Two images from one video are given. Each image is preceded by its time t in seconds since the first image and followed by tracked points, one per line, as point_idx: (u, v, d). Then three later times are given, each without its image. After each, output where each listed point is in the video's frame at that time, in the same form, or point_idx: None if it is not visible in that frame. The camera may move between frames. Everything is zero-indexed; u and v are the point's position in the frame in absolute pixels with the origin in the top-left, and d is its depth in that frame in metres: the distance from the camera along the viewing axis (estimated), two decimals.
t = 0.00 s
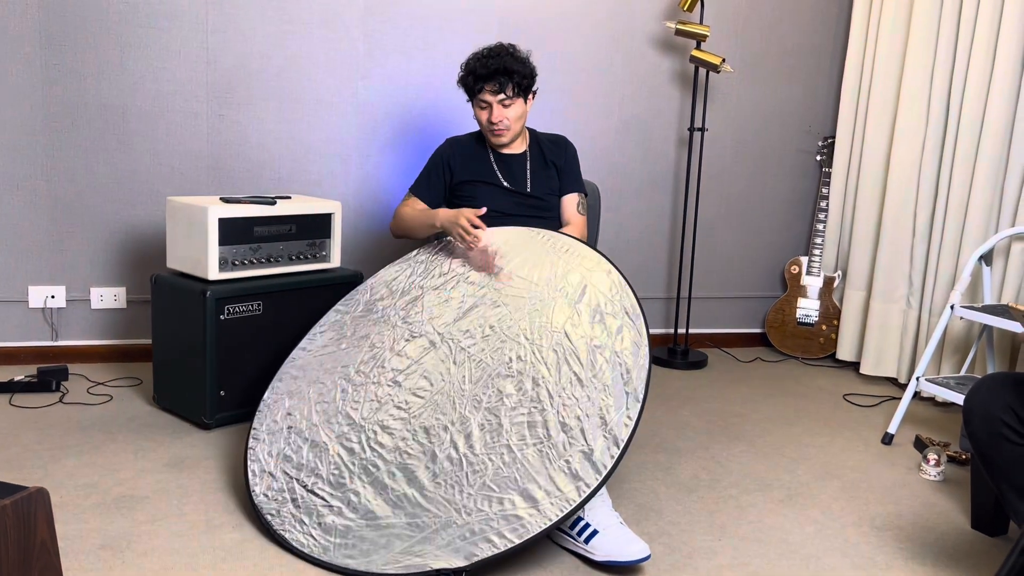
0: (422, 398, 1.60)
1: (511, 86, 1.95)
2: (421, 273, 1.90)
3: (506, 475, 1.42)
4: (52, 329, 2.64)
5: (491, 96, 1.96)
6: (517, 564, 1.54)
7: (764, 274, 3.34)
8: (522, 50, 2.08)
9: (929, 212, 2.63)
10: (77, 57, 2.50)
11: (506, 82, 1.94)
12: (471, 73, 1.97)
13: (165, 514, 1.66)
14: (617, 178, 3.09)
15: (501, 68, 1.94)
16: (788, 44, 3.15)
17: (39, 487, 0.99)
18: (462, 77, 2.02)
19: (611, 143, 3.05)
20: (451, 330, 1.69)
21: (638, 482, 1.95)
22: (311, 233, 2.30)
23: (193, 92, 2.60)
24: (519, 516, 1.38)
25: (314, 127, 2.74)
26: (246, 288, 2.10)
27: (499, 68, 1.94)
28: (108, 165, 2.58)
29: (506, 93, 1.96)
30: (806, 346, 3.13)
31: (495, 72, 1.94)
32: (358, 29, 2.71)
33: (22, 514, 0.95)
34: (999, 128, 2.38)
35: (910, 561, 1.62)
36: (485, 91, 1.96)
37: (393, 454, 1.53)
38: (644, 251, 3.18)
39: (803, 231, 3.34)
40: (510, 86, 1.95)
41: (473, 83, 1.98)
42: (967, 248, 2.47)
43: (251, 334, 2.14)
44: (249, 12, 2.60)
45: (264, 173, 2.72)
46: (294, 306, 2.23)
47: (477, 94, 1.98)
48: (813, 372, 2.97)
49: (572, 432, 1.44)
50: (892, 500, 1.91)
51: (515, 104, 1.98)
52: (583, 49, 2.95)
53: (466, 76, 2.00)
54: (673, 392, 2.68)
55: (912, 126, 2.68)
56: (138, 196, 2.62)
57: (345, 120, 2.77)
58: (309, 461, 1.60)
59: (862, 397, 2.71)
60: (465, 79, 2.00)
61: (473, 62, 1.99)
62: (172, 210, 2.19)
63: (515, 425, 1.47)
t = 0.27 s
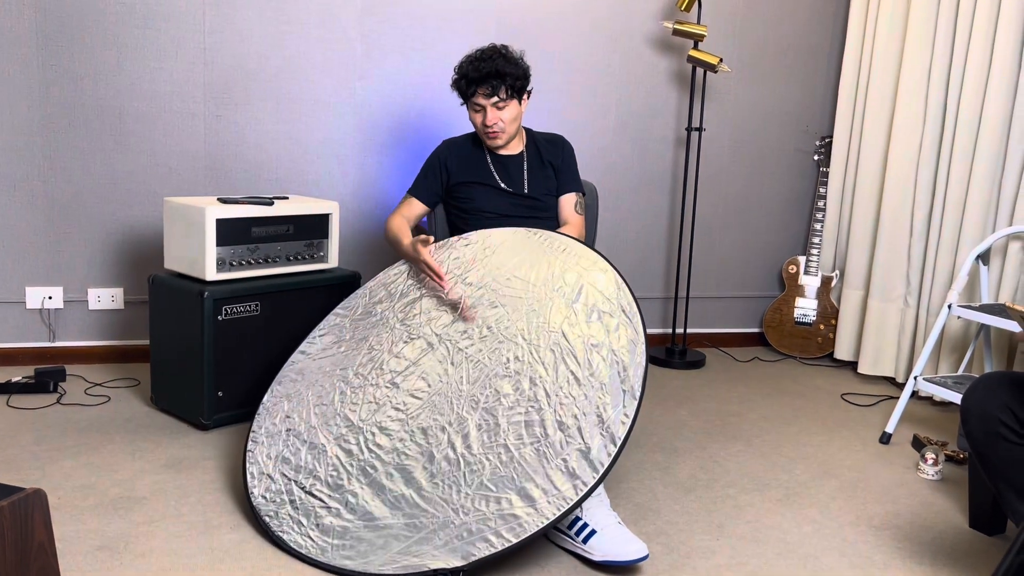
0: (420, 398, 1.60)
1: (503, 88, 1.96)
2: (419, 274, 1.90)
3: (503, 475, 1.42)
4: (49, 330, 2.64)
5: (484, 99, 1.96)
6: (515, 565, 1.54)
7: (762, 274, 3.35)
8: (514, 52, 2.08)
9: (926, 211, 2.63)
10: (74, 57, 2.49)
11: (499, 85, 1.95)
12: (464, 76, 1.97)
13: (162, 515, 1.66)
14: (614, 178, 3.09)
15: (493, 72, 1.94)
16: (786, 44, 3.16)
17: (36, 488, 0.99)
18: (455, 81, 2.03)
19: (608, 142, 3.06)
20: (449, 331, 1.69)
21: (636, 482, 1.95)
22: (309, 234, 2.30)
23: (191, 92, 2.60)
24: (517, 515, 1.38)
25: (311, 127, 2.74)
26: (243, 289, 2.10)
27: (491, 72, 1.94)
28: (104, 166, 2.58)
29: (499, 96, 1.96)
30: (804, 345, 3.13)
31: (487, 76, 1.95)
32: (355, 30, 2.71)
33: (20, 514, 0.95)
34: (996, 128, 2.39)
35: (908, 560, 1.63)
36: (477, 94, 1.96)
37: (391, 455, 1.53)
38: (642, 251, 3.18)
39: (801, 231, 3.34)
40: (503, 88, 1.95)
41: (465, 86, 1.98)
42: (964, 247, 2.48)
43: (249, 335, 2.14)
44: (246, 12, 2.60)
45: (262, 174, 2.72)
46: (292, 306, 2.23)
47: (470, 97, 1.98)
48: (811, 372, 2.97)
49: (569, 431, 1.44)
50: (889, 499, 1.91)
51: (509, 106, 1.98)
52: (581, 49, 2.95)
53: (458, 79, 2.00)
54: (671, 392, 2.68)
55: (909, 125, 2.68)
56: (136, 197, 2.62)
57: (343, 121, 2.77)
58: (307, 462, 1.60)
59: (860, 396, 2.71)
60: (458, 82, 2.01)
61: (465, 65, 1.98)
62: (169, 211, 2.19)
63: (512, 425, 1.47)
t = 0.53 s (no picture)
0: (419, 399, 1.60)
1: (495, 91, 1.95)
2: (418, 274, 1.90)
3: (501, 474, 1.42)
4: (47, 330, 2.64)
5: (477, 103, 1.96)
6: (513, 564, 1.54)
7: (760, 273, 3.35)
8: (504, 51, 2.06)
9: (924, 210, 2.63)
10: (72, 57, 2.49)
11: (491, 88, 1.93)
12: (455, 80, 1.96)
13: (161, 515, 1.66)
14: (613, 178, 3.09)
15: (484, 76, 1.92)
16: (784, 44, 3.16)
17: (35, 488, 0.99)
18: (446, 85, 2.01)
19: (607, 142, 3.06)
20: (448, 332, 1.69)
21: (635, 481, 1.95)
22: (307, 234, 2.30)
23: (189, 92, 2.60)
24: (515, 515, 1.38)
25: (310, 127, 2.74)
26: (241, 289, 2.10)
27: (482, 76, 1.92)
28: (102, 166, 2.57)
29: (491, 98, 1.96)
30: (802, 345, 3.14)
31: (478, 80, 1.93)
32: (354, 30, 2.71)
33: (18, 514, 0.95)
34: (994, 127, 2.39)
35: (906, 559, 1.63)
36: (470, 99, 1.96)
37: (389, 455, 1.53)
38: (641, 251, 3.18)
39: (799, 230, 3.35)
40: (494, 92, 1.95)
41: (457, 91, 1.97)
42: (962, 246, 2.48)
43: (247, 335, 2.14)
44: (244, 12, 2.60)
45: (260, 173, 2.72)
46: (290, 306, 2.23)
47: (462, 102, 1.98)
48: (809, 371, 2.98)
49: (567, 430, 1.44)
50: (888, 498, 1.91)
51: (502, 109, 1.98)
52: (579, 48, 2.95)
53: (450, 83, 2.00)
54: (669, 391, 2.68)
55: (907, 125, 2.68)
56: (134, 197, 2.62)
57: (341, 121, 2.76)
58: (306, 464, 1.61)
59: (858, 396, 2.71)
60: (449, 86, 2.00)
61: (455, 69, 1.97)
62: (167, 212, 2.19)
63: (510, 425, 1.47)
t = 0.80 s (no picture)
0: (418, 398, 1.60)
1: (497, 87, 1.95)
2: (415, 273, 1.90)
3: (501, 474, 1.42)
4: (46, 330, 2.64)
5: (479, 100, 1.96)
6: (513, 564, 1.54)
7: (759, 272, 3.35)
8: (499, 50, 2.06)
9: (923, 209, 2.63)
10: (70, 56, 2.49)
11: (492, 84, 1.93)
12: (455, 79, 1.96)
13: (161, 515, 1.66)
14: (612, 178, 3.10)
15: (485, 72, 1.92)
16: (783, 43, 3.16)
17: (34, 488, 0.99)
18: (445, 84, 2.00)
19: (606, 141, 3.06)
20: (446, 332, 1.69)
21: (634, 480, 1.95)
22: (306, 233, 2.30)
23: (188, 91, 2.60)
24: (514, 514, 1.38)
25: (309, 127, 2.74)
26: (240, 288, 2.10)
27: (483, 72, 1.92)
28: (101, 165, 2.57)
29: (493, 95, 1.95)
30: (801, 344, 3.14)
31: (480, 76, 1.93)
32: (353, 30, 2.71)
33: (17, 514, 0.95)
34: (992, 126, 2.39)
35: (906, 558, 1.63)
36: (472, 96, 1.95)
37: (388, 454, 1.53)
38: (640, 250, 3.18)
39: (798, 230, 3.35)
40: (496, 88, 1.95)
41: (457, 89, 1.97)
42: (961, 246, 2.48)
43: (246, 334, 2.14)
44: (243, 12, 2.60)
45: (259, 173, 2.72)
46: (288, 306, 2.23)
47: (463, 100, 1.97)
48: (808, 370, 2.98)
49: (566, 430, 1.44)
50: (887, 497, 1.91)
51: (504, 104, 1.98)
52: (577, 47, 2.95)
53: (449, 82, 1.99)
54: (669, 390, 2.69)
55: (906, 124, 2.68)
56: (132, 196, 2.62)
57: (340, 121, 2.76)
58: (305, 463, 1.60)
59: (857, 395, 2.71)
60: (448, 85, 1.99)
61: (454, 68, 1.97)
62: (166, 211, 2.19)
63: (510, 425, 1.47)
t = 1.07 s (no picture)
0: (418, 398, 1.60)
1: (495, 89, 1.94)
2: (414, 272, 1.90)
3: (500, 473, 1.42)
4: (46, 330, 2.64)
5: (477, 100, 1.95)
6: (512, 563, 1.54)
7: (760, 272, 3.35)
8: (504, 50, 2.05)
9: (923, 209, 2.63)
10: (70, 55, 2.49)
11: (491, 85, 1.93)
12: (455, 78, 1.96)
13: (161, 514, 1.66)
14: (612, 178, 3.09)
15: (484, 73, 1.92)
16: (783, 42, 3.16)
17: (34, 487, 0.99)
18: (447, 82, 2.01)
19: (606, 141, 3.06)
20: (446, 332, 1.69)
21: (634, 480, 1.95)
22: (306, 233, 2.30)
23: (187, 91, 2.60)
24: (514, 514, 1.38)
25: (309, 127, 2.74)
26: (240, 288, 2.10)
27: (482, 73, 1.92)
28: (101, 165, 2.57)
29: (491, 96, 1.95)
30: (802, 344, 3.14)
31: (478, 77, 1.93)
32: (353, 30, 2.71)
33: (17, 513, 0.95)
34: (993, 126, 2.39)
35: (906, 558, 1.63)
36: (470, 96, 1.95)
37: (388, 454, 1.53)
38: (640, 250, 3.18)
39: (798, 230, 3.35)
40: (494, 90, 1.94)
41: (457, 88, 1.97)
42: (962, 246, 2.48)
43: (246, 333, 2.14)
44: (244, 12, 2.60)
45: (259, 173, 2.72)
46: (289, 305, 2.23)
47: (462, 100, 1.98)
48: (808, 370, 2.98)
49: (566, 429, 1.44)
50: (887, 497, 1.91)
51: (502, 106, 1.98)
52: (578, 47, 2.95)
53: (450, 81, 1.99)
54: (669, 390, 2.68)
55: (906, 124, 2.68)
56: (133, 196, 2.62)
57: (340, 121, 2.76)
58: (305, 462, 1.60)
59: (857, 395, 2.71)
60: (449, 84, 1.99)
61: (456, 66, 1.97)
62: (166, 211, 2.18)
63: (509, 425, 1.47)
